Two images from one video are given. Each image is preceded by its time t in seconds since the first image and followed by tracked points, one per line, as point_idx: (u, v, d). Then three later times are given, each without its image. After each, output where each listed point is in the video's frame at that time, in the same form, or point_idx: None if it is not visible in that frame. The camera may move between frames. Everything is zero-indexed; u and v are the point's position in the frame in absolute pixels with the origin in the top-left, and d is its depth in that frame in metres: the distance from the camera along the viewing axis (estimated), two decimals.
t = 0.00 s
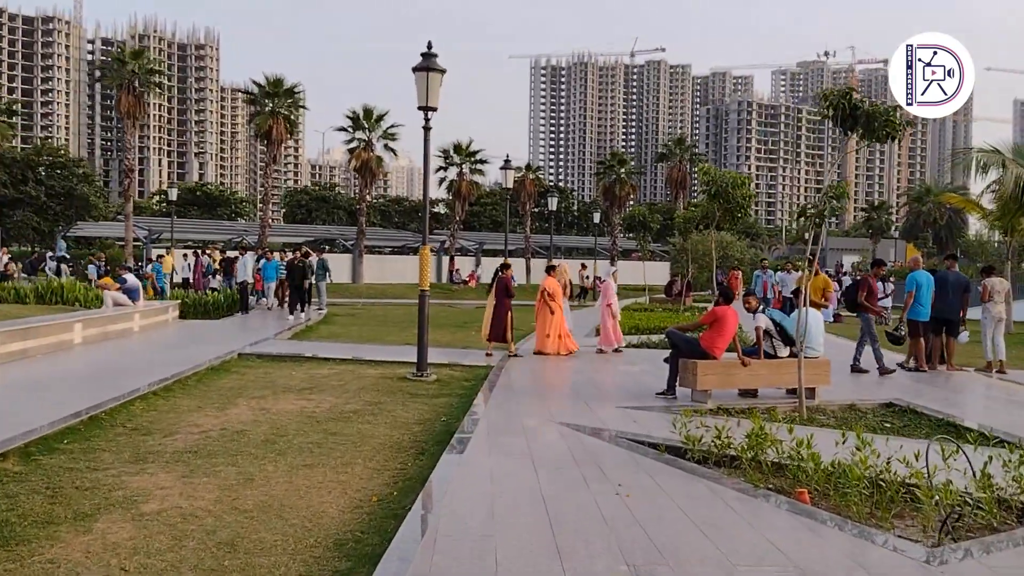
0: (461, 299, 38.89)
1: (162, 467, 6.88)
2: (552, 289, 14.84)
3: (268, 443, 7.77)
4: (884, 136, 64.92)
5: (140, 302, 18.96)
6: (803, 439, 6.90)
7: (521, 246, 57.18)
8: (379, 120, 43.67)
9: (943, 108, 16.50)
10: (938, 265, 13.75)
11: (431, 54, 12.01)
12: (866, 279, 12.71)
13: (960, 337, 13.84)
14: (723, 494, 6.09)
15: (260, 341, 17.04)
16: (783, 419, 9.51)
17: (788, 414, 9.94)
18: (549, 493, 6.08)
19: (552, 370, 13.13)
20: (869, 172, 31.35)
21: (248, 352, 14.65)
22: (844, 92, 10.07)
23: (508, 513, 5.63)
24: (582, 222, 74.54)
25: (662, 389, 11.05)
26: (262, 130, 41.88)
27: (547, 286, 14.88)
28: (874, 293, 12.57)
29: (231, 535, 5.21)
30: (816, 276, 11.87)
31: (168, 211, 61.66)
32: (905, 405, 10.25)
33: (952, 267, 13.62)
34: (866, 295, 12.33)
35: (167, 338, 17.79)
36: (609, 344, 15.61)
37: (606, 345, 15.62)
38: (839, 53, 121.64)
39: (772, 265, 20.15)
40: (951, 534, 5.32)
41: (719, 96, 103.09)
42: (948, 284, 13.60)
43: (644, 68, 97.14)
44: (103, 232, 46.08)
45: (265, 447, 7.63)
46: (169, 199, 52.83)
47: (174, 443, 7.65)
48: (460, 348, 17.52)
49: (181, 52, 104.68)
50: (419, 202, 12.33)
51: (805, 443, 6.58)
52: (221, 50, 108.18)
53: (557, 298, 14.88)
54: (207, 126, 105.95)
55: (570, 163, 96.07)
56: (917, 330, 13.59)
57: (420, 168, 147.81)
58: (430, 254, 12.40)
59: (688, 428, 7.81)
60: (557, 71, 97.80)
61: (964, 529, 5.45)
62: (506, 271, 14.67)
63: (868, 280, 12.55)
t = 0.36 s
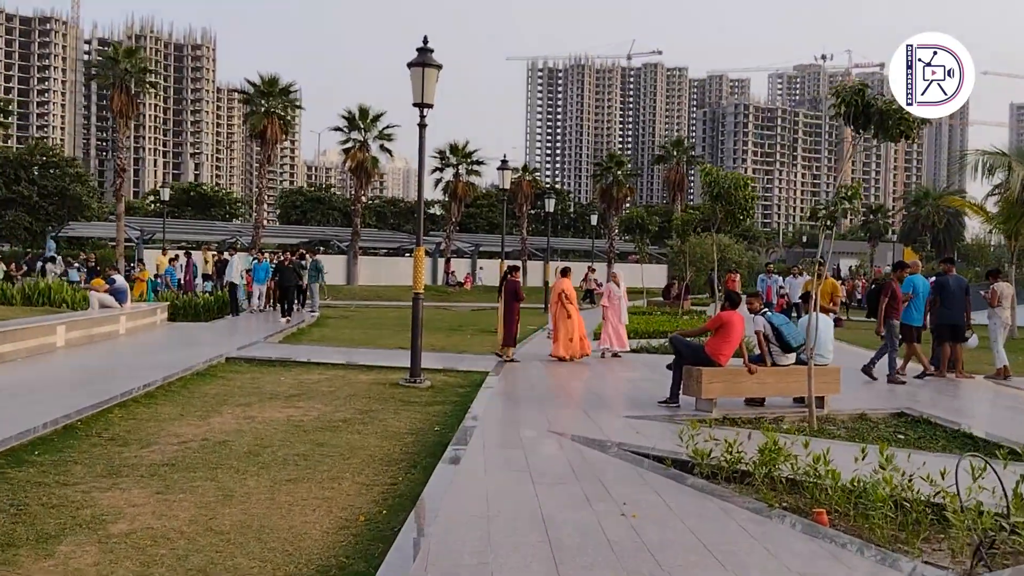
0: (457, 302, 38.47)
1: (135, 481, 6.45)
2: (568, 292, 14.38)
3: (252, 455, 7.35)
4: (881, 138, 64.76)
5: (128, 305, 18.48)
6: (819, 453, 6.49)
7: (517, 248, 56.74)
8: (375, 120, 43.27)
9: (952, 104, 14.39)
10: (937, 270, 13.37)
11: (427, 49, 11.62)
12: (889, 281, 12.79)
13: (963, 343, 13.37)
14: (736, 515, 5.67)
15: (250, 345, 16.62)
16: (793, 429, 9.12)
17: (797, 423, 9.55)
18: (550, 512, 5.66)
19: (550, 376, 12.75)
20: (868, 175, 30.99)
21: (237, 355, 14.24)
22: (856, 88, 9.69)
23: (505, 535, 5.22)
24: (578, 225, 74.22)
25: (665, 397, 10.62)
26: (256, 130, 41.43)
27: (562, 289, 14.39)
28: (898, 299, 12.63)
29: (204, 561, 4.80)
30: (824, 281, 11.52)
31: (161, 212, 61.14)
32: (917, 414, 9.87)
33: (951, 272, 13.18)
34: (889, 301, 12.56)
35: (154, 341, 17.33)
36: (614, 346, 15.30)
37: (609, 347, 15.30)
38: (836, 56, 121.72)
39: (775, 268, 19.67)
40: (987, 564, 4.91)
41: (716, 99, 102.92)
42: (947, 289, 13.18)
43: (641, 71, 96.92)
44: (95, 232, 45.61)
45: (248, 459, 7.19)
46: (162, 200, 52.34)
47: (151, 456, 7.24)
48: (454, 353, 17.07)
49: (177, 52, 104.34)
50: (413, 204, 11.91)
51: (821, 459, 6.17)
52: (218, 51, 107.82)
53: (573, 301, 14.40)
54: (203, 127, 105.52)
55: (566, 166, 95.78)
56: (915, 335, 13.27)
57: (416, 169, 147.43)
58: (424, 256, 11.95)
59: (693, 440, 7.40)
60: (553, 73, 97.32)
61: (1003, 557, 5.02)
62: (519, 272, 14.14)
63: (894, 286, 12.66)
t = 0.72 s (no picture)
0: (454, 302, 38.17)
1: (111, 494, 6.09)
2: (576, 290, 14.13)
3: (236, 464, 6.98)
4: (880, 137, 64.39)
5: (118, 305, 18.09)
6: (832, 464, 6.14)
7: (515, 249, 56.29)
8: (372, 119, 42.92)
9: (955, 96, 12.75)
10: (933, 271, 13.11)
11: (422, 42, 11.27)
12: (913, 281, 12.27)
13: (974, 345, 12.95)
14: (749, 531, 5.31)
15: (242, 347, 16.26)
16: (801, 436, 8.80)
17: (806, 428, 9.22)
18: (550, 527, 5.31)
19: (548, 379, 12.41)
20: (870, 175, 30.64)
21: (227, 358, 13.87)
22: (866, 80, 9.51)
23: (503, 553, 4.87)
24: (577, 224, 73.89)
25: (667, 401, 10.27)
26: (252, 129, 41.03)
27: (570, 287, 14.15)
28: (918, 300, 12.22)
29: None
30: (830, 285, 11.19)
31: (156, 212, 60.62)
32: (929, 419, 9.54)
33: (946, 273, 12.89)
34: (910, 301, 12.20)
35: (144, 342, 16.98)
36: (613, 348, 14.95)
37: (611, 348, 15.00)
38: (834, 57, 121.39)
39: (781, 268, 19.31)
40: None
41: (714, 99, 102.52)
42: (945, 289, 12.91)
43: (639, 71, 96.37)
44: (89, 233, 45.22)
45: (232, 468, 6.83)
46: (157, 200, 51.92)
47: (130, 466, 6.88)
48: (450, 355, 16.71)
49: (174, 52, 103.92)
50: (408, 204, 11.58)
51: (839, 469, 5.80)
52: (215, 51, 107.40)
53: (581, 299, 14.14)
54: (200, 127, 105.03)
55: (564, 166, 95.09)
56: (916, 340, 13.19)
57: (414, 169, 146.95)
58: (419, 255, 11.57)
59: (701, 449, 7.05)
60: (551, 73, 96.54)
61: None
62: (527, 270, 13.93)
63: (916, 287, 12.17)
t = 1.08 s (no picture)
0: (453, 301, 37.78)
1: (80, 510, 5.68)
2: (581, 288, 13.71)
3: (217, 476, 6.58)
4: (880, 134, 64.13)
5: (107, 305, 17.67)
6: (854, 477, 5.73)
7: (514, 247, 55.92)
8: (369, 116, 42.49)
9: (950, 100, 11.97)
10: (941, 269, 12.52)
11: (416, 33, 10.84)
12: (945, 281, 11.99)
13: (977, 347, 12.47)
14: (767, 551, 4.89)
15: (235, 347, 15.86)
16: (815, 442, 8.41)
17: (819, 434, 8.83)
18: (553, 549, 4.89)
19: (549, 381, 12.00)
20: (873, 172, 30.24)
21: (218, 359, 13.47)
22: (879, 71, 9.12)
23: None
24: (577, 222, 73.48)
25: (673, 405, 9.84)
26: (247, 125, 40.46)
27: (576, 285, 13.73)
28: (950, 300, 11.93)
29: None
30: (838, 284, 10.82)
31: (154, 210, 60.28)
32: (948, 425, 9.14)
33: (952, 272, 12.24)
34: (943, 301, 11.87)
35: (133, 343, 16.55)
36: (614, 348, 14.52)
37: (613, 348, 14.57)
38: (834, 54, 120.96)
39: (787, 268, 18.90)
40: None
41: (714, 96, 102.19)
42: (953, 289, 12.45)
43: (638, 68, 95.97)
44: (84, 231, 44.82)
45: (212, 481, 6.43)
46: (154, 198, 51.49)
47: (104, 478, 6.48)
48: (449, 355, 16.31)
49: (173, 50, 103.40)
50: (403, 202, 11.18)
51: (863, 483, 5.38)
52: (213, 48, 106.90)
53: (585, 298, 13.72)
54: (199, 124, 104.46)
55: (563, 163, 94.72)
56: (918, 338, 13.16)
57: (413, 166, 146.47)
58: (413, 253, 11.13)
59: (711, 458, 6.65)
60: (550, 71, 96.13)
61: None
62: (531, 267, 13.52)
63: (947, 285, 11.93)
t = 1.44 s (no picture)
0: (452, 296, 37.38)
1: (48, 522, 5.26)
2: (585, 283, 13.36)
3: (200, 482, 6.17)
4: (882, 129, 63.78)
5: (97, 300, 17.25)
6: (882, 488, 5.32)
7: (515, 242, 55.51)
8: (369, 109, 42.00)
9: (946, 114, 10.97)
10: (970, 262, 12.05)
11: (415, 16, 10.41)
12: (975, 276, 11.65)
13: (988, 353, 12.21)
14: (793, 570, 4.48)
15: (228, 344, 15.41)
16: (833, 445, 8.00)
17: (836, 436, 8.42)
18: (557, 567, 4.47)
19: (551, 380, 11.55)
20: (878, 166, 29.86)
21: (209, 356, 13.01)
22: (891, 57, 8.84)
23: None
24: (577, 218, 72.94)
25: (683, 405, 9.41)
26: (245, 118, 40.03)
27: (579, 280, 13.37)
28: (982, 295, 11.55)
29: None
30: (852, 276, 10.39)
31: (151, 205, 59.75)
32: (970, 427, 8.73)
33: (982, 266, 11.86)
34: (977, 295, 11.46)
35: (123, 340, 16.10)
36: (618, 345, 14.11)
37: (618, 345, 14.13)
38: (835, 49, 120.55)
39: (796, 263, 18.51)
40: None
41: (715, 92, 101.87)
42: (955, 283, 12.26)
43: (639, 64, 95.43)
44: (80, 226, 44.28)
45: (194, 489, 6.00)
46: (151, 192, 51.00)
47: (78, 485, 6.07)
48: (447, 352, 15.89)
49: (172, 44, 102.73)
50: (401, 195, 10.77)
51: (894, 495, 4.95)
52: (213, 42, 106.22)
53: (588, 293, 13.35)
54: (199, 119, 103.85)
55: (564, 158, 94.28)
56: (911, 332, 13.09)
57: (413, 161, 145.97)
58: (411, 246, 10.66)
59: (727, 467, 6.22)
60: (551, 66, 95.56)
61: None
62: (537, 263, 13.21)
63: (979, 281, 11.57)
